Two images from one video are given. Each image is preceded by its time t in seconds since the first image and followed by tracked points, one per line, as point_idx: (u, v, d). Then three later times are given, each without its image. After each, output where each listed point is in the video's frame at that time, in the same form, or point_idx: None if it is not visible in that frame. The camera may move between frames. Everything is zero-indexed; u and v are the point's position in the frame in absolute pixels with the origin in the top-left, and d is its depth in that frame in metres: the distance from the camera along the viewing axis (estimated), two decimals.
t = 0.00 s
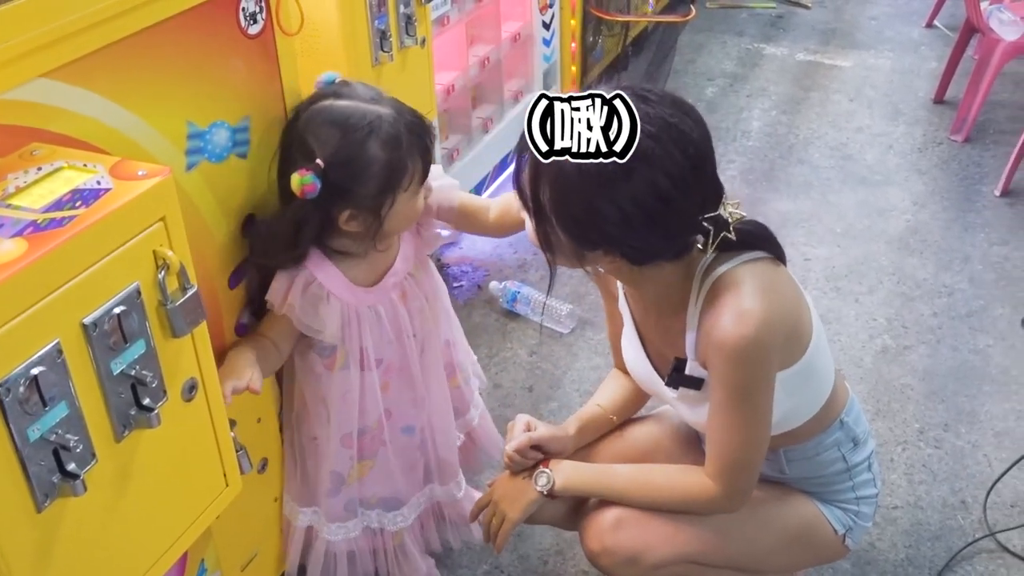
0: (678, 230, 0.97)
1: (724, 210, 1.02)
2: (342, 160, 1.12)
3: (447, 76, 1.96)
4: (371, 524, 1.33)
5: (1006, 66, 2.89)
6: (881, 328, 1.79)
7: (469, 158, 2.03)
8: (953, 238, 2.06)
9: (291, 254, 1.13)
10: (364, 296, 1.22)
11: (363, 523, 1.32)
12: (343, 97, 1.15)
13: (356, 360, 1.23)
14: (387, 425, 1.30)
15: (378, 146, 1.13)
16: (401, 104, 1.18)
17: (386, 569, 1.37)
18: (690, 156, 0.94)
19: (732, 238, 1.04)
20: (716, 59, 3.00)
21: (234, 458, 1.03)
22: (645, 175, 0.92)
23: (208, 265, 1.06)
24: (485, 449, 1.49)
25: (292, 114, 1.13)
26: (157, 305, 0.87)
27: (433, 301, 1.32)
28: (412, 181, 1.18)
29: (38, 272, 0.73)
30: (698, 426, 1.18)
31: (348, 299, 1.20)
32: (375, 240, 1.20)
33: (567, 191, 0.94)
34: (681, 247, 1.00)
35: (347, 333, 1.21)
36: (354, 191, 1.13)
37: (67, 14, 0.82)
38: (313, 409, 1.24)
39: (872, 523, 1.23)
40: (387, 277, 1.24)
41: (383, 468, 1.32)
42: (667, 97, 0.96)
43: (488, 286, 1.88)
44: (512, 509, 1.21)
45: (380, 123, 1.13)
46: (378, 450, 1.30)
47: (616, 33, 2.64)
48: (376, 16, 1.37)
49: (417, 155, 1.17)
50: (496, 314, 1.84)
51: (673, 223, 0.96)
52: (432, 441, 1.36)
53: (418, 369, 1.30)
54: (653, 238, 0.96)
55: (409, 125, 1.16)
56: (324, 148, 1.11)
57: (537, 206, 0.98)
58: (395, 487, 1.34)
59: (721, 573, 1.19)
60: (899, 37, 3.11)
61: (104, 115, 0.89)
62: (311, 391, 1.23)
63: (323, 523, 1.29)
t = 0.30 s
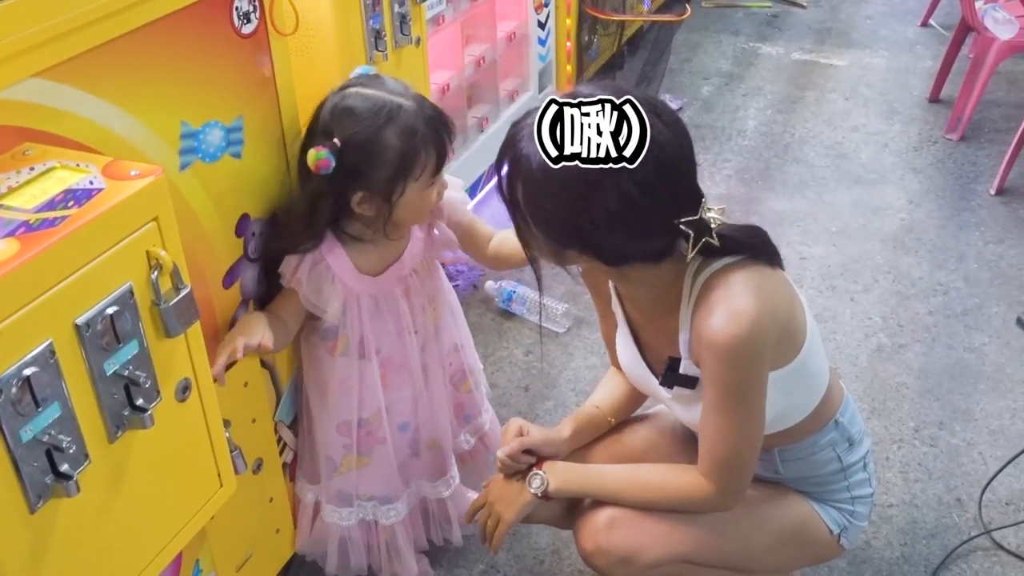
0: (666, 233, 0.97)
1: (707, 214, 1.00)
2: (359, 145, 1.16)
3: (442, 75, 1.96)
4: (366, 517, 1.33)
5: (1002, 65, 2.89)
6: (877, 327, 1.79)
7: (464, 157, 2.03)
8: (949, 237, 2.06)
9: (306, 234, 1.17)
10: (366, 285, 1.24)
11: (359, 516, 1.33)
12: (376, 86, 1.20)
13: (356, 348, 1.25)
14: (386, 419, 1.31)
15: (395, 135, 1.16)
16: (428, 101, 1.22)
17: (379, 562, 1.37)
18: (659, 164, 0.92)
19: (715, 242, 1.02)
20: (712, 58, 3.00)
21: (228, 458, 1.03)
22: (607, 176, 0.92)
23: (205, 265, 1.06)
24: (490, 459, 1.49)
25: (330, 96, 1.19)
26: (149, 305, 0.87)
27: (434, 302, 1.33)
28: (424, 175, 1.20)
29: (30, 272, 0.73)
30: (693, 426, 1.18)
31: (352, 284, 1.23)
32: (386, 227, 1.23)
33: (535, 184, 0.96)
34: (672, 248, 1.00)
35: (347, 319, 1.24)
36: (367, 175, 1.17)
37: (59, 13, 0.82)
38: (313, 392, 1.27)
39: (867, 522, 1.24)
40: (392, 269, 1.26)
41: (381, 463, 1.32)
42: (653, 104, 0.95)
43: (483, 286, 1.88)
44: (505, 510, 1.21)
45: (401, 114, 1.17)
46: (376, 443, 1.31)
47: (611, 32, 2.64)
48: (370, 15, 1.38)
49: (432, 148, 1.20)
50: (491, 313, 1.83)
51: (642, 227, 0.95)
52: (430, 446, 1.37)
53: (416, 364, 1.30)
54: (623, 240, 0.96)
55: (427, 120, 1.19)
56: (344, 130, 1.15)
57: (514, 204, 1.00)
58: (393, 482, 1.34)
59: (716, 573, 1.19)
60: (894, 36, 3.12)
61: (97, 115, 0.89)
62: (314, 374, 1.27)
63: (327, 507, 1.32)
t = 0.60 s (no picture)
0: (649, 238, 0.97)
1: (687, 219, 1.00)
2: (381, 121, 1.16)
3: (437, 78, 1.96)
4: (354, 508, 1.34)
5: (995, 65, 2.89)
6: (871, 327, 1.80)
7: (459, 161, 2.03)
8: (943, 236, 2.06)
9: (317, 206, 1.18)
10: (365, 273, 1.24)
11: (347, 506, 1.33)
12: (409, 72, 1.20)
13: (351, 336, 1.26)
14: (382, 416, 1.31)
15: (418, 114, 1.16)
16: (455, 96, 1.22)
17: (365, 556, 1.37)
18: (632, 168, 0.93)
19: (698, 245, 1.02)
20: (706, 59, 3.01)
21: (223, 462, 1.03)
22: (580, 182, 0.92)
23: (198, 268, 1.06)
24: (481, 468, 1.49)
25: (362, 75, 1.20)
26: (144, 310, 0.87)
27: (433, 307, 1.33)
28: (440, 160, 1.20)
29: (25, 277, 0.73)
30: (688, 429, 1.18)
31: (352, 270, 1.24)
32: (396, 212, 1.23)
33: (511, 188, 0.96)
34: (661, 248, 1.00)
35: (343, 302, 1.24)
36: (385, 151, 1.17)
37: (53, 20, 0.82)
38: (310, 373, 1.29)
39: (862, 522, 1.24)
40: (392, 263, 1.26)
41: (374, 461, 1.32)
42: (628, 109, 0.96)
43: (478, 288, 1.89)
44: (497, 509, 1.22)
45: (426, 98, 1.17)
46: (369, 439, 1.31)
47: (606, 34, 2.65)
48: (364, 19, 1.38)
49: (451, 135, 1.20)
50: (487, 316, 1.84)
51: (619, 231, 0.95)
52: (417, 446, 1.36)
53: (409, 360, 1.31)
54: (600, 243, 0.96)
55: (449, 107, 1.19)
56: (367, 104, 1.16)
57: (496, 211, 1.00)
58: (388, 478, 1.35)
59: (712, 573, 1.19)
60: (888, 37, 3.12)
61: (89, 120, 0.89)
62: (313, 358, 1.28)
63: (319, 494, 1.33)
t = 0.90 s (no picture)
0: (649, 251, 0.98)
1: (687, 233, 1.02)
2: (396, 108, 1.19)
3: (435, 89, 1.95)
4: (360, 500, 1.36)
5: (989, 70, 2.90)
6: (868, 334, 1.80)
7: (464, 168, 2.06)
8: (939, 242, 2.07)
9: (334, 188, 1.22)
10: (378, 264, 1.27)
11: (354, 498, 1.35)
12: (432, 64, 1.24)
13: (363, 325, 1.29)
14: (391, 408, 1.33)
15: (433, 106, 1.20)
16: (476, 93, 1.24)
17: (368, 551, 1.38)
18: (628, 185, 0.93)
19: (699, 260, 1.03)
20: (701, 67, 3.01)
21: (223, 474, 1.03)
22: (577, 201, 0.93)
23: (196, 280, 1.06)
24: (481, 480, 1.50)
25: (386, 66, 1.24)
26: (143, 323, 0.87)
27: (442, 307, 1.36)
28: (453, 153, 1.22)
29: (24, 291, 0.74)
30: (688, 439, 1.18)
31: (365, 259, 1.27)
32: (406, 199, 1.26)
33: (510, 206, 0.97)
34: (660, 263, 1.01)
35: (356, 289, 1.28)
36: (398, 139, 1.20)
37: (52, 35, 0.83)
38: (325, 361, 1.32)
39: (860, 531, 1.24)
40: (404, 257, 1.29)
41: (381, 453, 1.34)
42: (624, 125, 0.97)
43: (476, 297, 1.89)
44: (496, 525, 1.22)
45: (445, 90, 1.21)
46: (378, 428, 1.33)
47: (601, 43, 2.66)
48: (360, 31, 1.39)
49: (465, 131, 1.22)
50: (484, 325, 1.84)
51: (617, 247, 0.95)
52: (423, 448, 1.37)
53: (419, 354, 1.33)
54: (598, 260, 0.96)
55: (467, 101, 1.22)
56: (386, 91, 1.20)
57: (495, 227, 1.01)
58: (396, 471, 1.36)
59: None
60: (881, 43, 3.13)
61: (88, 134, 0.90)
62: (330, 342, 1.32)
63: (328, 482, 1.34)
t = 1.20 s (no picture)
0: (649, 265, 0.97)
1: (691, 251, 1.01)
2: (402, 87, 1.23)
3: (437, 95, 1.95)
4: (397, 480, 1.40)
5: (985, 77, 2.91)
6: (865, 339, 1.80)
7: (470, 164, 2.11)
8: (935, 248, 2.08)
9: (347, 169, 1.25)
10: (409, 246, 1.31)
11: (389, 478, 1.40)
12: (441, 44, 1.28)
13: (395, 307, 1.33)
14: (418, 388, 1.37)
15: (438, 87, 1.23)
16: (481, 75, 1.28)
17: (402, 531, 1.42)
18: (628, 201, 0.93)
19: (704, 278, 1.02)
20: (697, 73, 3.02)
21: (220, 483, 1.03)
22: (576, 213, 0.93)
23: (194, 289, 1.06)
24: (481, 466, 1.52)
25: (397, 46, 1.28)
26: (141, 330, 0.87)
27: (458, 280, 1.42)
28: (456, 133, 1.26)
29: (22, 298, 0.74)
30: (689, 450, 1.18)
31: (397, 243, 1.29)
32: (412, 177, 1.30)
33: (511, 215, 0.97)
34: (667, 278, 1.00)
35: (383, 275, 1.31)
36: (403, 117, 1.24)
37: (50, 43, 0.83)
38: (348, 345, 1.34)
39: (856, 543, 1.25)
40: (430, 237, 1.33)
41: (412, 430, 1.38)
42: (630, 139, 0.97)
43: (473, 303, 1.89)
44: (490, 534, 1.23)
45: (450, 71, 1.24)
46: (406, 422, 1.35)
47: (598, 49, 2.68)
48: (357, 37, 1.39)
49: (468, 112, 1.26)
50: (482, 332, 1.84)
51: (616, 262, 0.95)
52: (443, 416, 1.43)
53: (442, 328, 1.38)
54: (599, 273, 0.96)
55: (472, 84, 1.26)
56: (393, 70, 1.23)
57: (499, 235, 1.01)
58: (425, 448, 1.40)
59: None
60: (877, 50, 3.15)
61: (85, 142, 0.90)
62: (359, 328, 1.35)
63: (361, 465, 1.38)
